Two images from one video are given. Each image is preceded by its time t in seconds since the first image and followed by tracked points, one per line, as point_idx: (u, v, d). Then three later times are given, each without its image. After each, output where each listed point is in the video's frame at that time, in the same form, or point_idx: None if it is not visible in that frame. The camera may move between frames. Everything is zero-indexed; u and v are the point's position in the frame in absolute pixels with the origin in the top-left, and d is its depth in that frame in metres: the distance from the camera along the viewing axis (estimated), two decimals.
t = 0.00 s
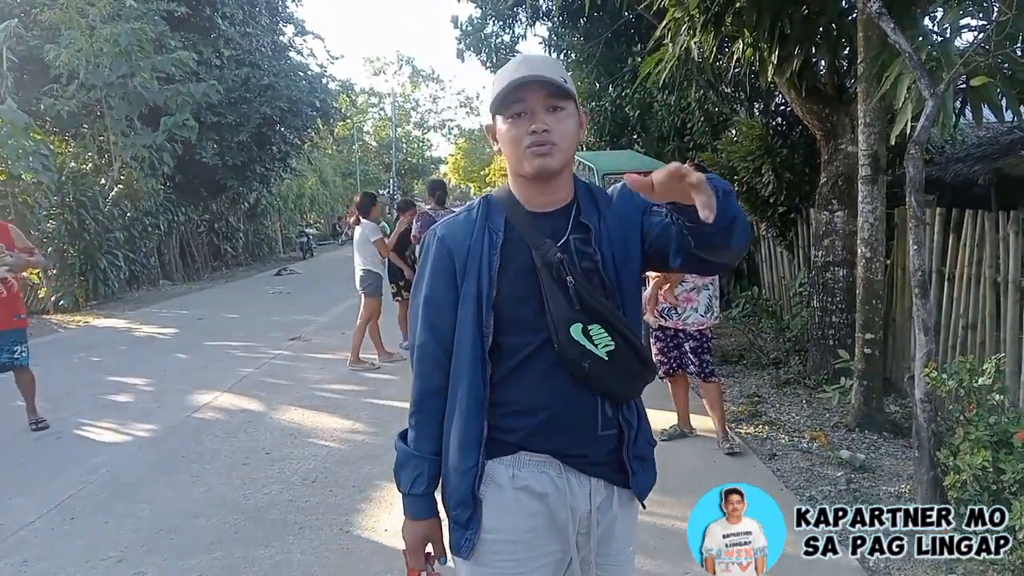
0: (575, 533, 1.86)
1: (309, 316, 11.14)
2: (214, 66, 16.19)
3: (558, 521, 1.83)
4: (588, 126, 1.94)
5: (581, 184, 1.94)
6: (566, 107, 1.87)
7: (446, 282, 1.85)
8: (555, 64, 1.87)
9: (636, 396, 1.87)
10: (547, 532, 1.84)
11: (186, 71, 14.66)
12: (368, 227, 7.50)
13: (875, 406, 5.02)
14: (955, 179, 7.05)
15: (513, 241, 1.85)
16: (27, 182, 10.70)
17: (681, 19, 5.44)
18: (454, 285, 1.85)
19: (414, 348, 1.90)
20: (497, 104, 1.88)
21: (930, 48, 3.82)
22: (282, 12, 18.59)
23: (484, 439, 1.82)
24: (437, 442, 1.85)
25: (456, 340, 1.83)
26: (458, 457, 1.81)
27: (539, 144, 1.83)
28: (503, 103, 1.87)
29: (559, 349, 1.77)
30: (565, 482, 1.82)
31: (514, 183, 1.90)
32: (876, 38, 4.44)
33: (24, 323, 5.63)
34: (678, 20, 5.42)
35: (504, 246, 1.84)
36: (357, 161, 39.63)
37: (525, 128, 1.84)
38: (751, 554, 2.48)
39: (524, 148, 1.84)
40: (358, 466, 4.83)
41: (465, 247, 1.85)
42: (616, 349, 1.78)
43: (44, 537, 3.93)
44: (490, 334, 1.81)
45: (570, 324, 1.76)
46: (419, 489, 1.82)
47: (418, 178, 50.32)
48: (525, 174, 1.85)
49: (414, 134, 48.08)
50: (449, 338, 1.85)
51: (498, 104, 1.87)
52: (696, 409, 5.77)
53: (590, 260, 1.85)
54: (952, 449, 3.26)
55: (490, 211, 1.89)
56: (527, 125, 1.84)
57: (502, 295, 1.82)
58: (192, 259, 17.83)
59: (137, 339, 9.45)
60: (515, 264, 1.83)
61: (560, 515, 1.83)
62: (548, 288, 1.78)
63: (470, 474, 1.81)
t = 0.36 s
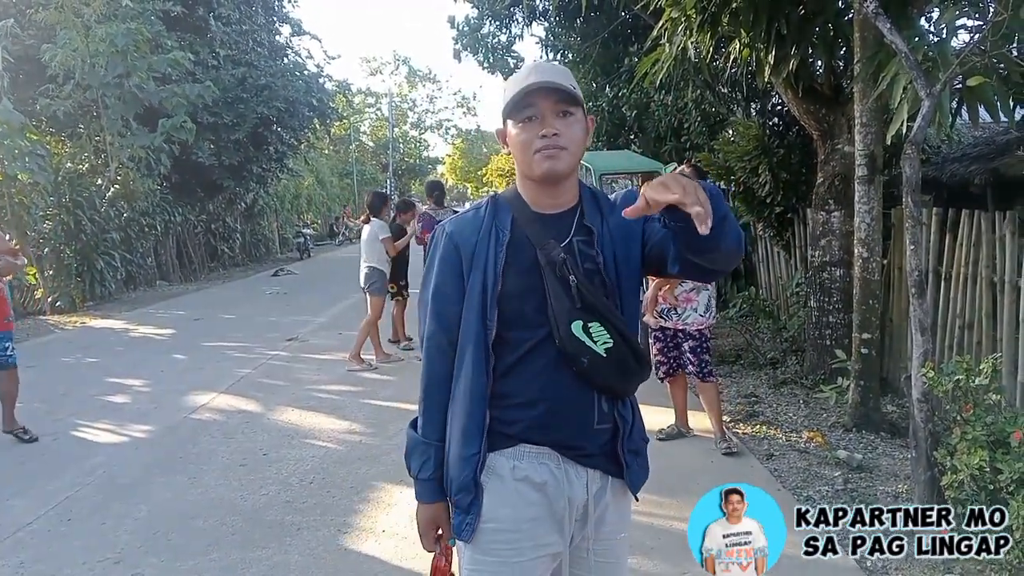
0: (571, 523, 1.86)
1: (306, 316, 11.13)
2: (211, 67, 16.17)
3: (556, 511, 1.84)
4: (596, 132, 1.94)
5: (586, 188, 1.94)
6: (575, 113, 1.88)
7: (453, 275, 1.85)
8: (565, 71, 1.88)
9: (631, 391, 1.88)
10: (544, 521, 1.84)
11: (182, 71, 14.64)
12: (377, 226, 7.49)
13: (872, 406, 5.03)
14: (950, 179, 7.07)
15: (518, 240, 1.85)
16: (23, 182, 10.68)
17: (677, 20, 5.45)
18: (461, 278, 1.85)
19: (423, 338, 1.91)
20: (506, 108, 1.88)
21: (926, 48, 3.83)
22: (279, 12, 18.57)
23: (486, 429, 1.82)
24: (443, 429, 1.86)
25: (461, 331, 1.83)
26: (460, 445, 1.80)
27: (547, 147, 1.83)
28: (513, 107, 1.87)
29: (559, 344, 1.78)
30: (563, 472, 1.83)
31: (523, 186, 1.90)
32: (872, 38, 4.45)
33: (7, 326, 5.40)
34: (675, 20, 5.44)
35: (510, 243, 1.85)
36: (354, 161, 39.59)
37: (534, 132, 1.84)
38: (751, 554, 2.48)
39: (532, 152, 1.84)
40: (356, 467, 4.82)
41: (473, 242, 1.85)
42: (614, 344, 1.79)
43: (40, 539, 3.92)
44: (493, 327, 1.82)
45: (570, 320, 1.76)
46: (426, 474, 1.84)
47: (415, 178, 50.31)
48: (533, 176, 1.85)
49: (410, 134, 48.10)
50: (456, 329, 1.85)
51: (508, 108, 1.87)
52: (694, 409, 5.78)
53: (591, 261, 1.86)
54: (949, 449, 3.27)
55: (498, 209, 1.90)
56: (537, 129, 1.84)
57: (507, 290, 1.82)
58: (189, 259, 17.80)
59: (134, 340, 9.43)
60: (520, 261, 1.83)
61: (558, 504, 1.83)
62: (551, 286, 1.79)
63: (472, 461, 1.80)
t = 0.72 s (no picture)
0: (564, 517, 1.86)
1: (305, 318, 11.12)
2: (210, 69, 16.17)
3: (548, 504, 1.84)
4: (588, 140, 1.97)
5: (581, 196, 1.97)
6: (568, 124, 1.90)
7: (450, 278, 1.88)
8: (558, 82, 1.90)
9: (622, 391, 1.89)
10: (537, 514, 1.83)
11: (181, 74, 14.66)
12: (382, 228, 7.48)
13: (870, 409, 5.03)
14: (949, 182, 7.08)
15: (513, 243, 1.87)
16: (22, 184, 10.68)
17: (676, 23, 5.47)
18: (457, 281, 1.88)
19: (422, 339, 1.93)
20: (501, 119, 1.90)
21: (925, 53, 3.83)
22: (278, 14, 18.58)
23: (481, 426, 1.84)
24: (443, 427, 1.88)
25: (457, 331, 1.85)
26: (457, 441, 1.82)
27: (541, 159, 1.86)
28: (508, 119, 1.90)
29: (552, 345, 1.80)
30: (556, 467, 1.83)
31: (517, 194, 1.93)
32: (871, 43, 4.45)
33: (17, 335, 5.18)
34: (674, 24, 5.46)
35: (505, 246, 1.87)
36: (353, 164, 39.60)
37: (528, 144, 1.87)
38: (751, 554, 2.48)
39: (526, 163, 1.87)
40: (353, 469, 4.82)
41: (469, 246, 1.88)
42: (606, 346, 1.81)
43: (38, 541, 3.91)
44: (488, 328, 1.83)
45: (564, 321, 1.78)
46: (429, 470, 1.85)
47: (415, 181, 50.34)
48: (526, 185, 1.88)
49: (409, 136, 48.14)
50: (453, 330, 1.87)
51: (502, 118, 1.89)
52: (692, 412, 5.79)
53: (585, 265, 1.88)
54: (947, 452, 3.30)
55: (493, 214, 1.92)
56: (530, 141, 1.86)
57: (502, 292, 1.84)
58: (188, 261, 17.80)
59: (132, 342, 9.42)
60: (514, 264, 1.86)
61: (550, 498, 1.83)
62: (544, 289, 1.81)
63: (467, 457, 1.82)
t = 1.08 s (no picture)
0: (558, 510, 1.87)
1: (305, 318, 11.13)
2: (209, 70, 16.17)
3: (543, 498, 1.84)
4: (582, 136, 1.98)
5: (578, 192, 1.97)
6: (560, 121, 1.91)
7: (448, 276, 1.89)
8: (548, 80, 1.91)
9: (618, 388, 1.89)
10: (530, 508, 1.83)
11: (180, 75, 14.65)
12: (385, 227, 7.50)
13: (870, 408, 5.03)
14: (948, 181, 7.08)
15: (510, 241, 1.88)
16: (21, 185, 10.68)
17: (675, 22, 5.48)
18: (455, 280, 1.89)
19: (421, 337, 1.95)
20: (493, 120, 1.92)
21: (923, 51, 3.83)
22: (277, 15, 18.56)
23: (475, 423, 1.84)
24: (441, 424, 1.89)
25: (455, 329, 1.87)
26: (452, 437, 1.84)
27: (534, 157, 1.87)
28: (499, 119, 1.91)
29: (548, 343, 1.81)
30: (550, 462, 1.84)
31: (513, 194, 1.93)
32: (869, 41, 4.43)
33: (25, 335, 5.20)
34: (672, 23, 5.47)
35: (503, 245, 1.88)
36: (353, 164, 39.60)
37: (520, 142, 1.88)
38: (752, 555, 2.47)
39: (520, 161, 1.87)
40: (353, 469, 4.82)
41: (467, 244, 1.89)
42: (600, 343, 1.81)
43: (38, 542, 3.91)
44: (485, 326, 1.84)
45: (558, 319, 1.79)
46: (427, 466, 1.88)
47: (414, 181, 50.36)
48: (521, 184, 1.89)
49: (409, 136, 48.17)
50: (451, 328, 1.89)
51: (494, 118, 1.91)
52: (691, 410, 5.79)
53: (581, 264, 1.88)
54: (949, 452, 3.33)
55: (492, 213, 1.93)
56: (523, 139, 1.87)
57: (499, 291, 1.85)
58: (187, 262, 17.81)
59: (132, 343, 9.42)
60: (511, 262, 1.86)
61: (544, 492, 1.84)
62: (540, 287, 1.82)
63: (461, 453, 1.83)
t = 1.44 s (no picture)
0: (549, 507, 1.87)
1: (306, 319, 11.14)
2: (210, 70, 16.19)
3: (534, 494, 1.85)
4: (582, 137, 1.97)
5: (577, 193, 1.97)
6: (559, 125, 1.90)
7: (444, 275, 1.90)
8: (548, 83, 1.90)
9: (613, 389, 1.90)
10: (522, 502, 1.84)
11: (181, 75, 14.66)
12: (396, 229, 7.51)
13: (872, 407, 5.03)
14: (949, 180, 7.08)
15: (506, 241, 1.89)
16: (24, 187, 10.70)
17: (676, 22, 5.48)
18: (451, 278, 1.90)
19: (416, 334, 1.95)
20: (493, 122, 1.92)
21: (924, 50, 3.83)
22: (279, 15, 18.56)
23: (468, 419, 1.86)
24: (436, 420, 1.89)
25: (450, 327, 1.88)
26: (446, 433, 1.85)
27: (531, 162, 1.88)
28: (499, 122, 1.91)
29: (541, 343, 1.81)
30: (541, 460, 1.84)
31: (513, 194, 1.95)
32: (871, 42, 4.45)
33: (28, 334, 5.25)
34: (673, 23, 5.47)
35: (498, 245, 1.89)
36: (354, 164, 39.62)
37: (519, 147, 1.89)
38: (752, 554, 2.47)
39: (518, 166, 1.89)
40: (354, 469, 4.83)
41: (464, 244, 1.90)
42: (593, 345, 1.82)
43: (40, 542, 3.92)
44: (479, 323, 1.86)
45: (553, 321, 1.79)
46: (419, 462, 1.87)
47: (415, 181, 50.39)
48: (519, 187, 1.91)
49: (410, 137, 48.20)
50: (446, 326, 1.89)
51: (493, 121, 1.91)
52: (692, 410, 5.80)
53: (578, 266, 1.88)
54: (948, 450, 3.27)
55: (490, 213, 1.94)
56: (521, 144, 1.89)
57: (494, 290, 1.86)
58: (189, 263, 17.83)
59: (134, 343, 9.43)
60: (506, 262, 1.88)
61: (536, 489, 1.84)
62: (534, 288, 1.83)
63: (452, 450, 1.85)
